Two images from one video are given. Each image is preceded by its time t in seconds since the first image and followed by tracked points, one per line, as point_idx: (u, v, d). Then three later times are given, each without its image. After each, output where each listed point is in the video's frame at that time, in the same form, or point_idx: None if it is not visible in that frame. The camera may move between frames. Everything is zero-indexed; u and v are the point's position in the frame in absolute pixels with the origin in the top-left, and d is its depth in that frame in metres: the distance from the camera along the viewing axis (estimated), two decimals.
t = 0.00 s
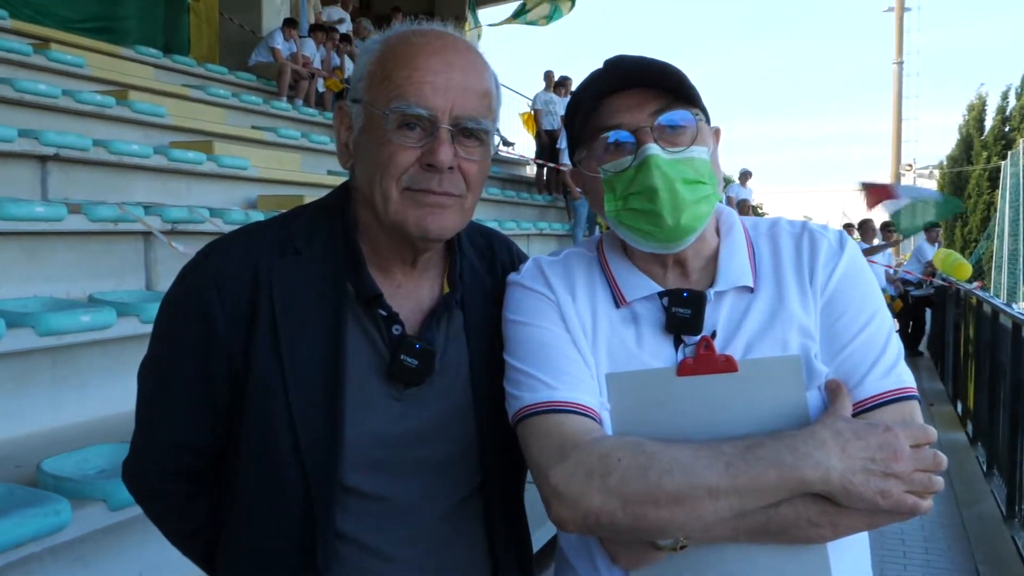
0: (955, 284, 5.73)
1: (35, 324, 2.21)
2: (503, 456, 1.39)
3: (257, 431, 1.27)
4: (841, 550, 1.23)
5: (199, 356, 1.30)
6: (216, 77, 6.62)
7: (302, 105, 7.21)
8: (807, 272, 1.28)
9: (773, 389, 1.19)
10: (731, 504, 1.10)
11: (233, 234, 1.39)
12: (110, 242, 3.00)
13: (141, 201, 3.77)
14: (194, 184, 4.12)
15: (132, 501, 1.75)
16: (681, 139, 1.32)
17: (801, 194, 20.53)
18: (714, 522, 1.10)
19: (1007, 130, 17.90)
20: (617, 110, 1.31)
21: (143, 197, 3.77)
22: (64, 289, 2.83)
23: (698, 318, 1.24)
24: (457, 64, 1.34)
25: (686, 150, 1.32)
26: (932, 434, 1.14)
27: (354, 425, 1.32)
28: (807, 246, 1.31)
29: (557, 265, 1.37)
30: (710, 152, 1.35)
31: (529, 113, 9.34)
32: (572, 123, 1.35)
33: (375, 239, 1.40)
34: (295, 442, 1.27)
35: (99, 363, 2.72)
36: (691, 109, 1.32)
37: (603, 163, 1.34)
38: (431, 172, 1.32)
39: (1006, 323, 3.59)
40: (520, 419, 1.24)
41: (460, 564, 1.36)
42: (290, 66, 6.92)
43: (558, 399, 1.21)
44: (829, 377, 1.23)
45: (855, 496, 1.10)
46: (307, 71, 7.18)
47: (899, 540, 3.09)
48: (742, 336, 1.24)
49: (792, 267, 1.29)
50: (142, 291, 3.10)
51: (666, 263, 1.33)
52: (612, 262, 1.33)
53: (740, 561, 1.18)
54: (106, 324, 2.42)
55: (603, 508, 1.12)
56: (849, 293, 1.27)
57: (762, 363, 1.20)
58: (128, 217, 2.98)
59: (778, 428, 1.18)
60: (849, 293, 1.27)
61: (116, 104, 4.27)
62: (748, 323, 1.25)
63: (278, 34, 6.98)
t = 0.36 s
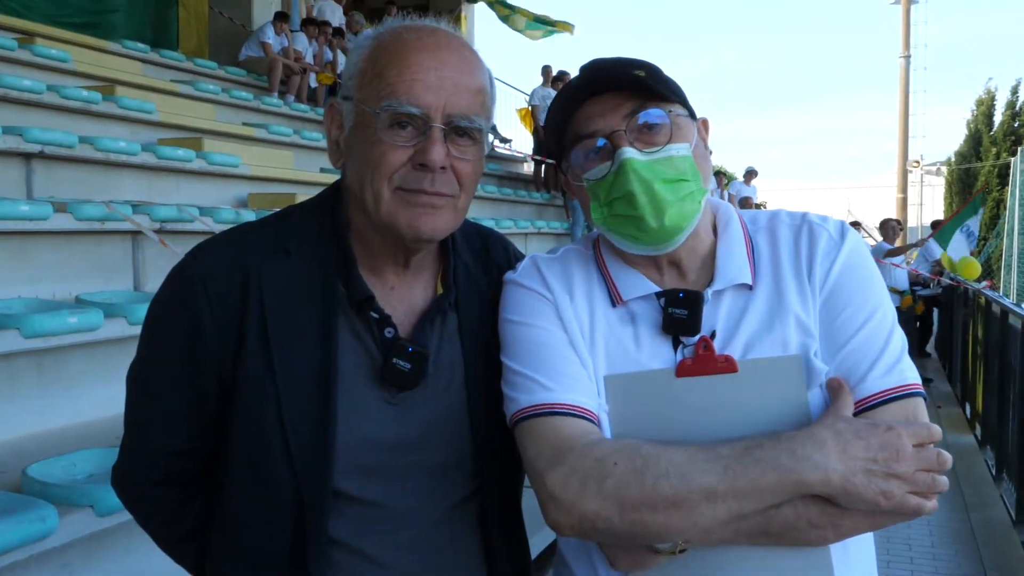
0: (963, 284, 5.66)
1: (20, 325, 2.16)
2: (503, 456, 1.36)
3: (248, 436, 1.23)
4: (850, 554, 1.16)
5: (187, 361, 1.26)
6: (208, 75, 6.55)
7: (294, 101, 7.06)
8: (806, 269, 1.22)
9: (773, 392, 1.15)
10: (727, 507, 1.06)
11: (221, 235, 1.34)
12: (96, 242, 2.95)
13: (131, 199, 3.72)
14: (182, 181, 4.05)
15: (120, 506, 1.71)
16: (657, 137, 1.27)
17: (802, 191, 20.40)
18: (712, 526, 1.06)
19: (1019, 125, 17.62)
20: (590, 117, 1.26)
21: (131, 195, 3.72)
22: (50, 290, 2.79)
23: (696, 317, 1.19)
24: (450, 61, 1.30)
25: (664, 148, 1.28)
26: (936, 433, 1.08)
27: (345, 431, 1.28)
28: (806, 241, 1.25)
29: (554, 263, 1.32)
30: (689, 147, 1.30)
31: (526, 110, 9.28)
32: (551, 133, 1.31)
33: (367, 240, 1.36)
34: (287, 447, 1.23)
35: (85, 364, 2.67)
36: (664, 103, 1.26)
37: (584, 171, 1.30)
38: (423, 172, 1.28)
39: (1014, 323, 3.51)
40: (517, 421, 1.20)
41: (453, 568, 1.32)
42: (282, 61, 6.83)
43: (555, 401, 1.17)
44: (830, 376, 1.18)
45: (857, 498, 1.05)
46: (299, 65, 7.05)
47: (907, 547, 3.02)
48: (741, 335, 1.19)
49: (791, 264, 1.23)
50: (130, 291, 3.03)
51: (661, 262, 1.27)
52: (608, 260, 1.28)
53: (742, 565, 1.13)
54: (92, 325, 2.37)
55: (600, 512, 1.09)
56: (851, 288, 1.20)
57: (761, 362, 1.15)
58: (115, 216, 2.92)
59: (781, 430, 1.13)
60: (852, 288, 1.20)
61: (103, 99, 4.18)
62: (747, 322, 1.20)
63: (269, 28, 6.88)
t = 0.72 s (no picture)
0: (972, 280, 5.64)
1: (8, 330, 2.12)
2: (501, 458, 1.32)
3: (242, 435, 1.20)
4: (848, 560, 1.14)
5: (180, 359, 1.22)
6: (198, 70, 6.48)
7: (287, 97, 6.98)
8: (804, 267, 1.18)
9: (770, 395, 1.12)
10: (721, 514, 1.03)
11: (213, 233, 1.31)
12: (87, 244, 2.92)
13: (119, 198, 3.67)
14: (174, 181, 4.00)
15: (111, 513, 1.68)
16: (652, 135, 1.24)
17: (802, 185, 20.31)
18: (705, 535, 1.04)
19: None
20: (585, 113, 1.23)
21: (120, 195, 3.67)
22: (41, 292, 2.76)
23: (690, 320, 1.15)
24: (449, 54, 1.27)
25: (659, 147, 1.25)
26: (934, 438, 1.06)
27: (342, 430, 1.24)
28: (804, 238, 1.21)
29: (547, 264, 1.28)
30: (685, 145, 1.27)
31: (525, 104, 9.21)
32: (543, 131, 1.27)
33: (363, 236, 1.33)
34: (282, 446, 1.20)
35: (75, 369, 2.63)
36: (659, 101, 1.23)
37: (577, 170, 1.27)
38: (422, 166, 1.25)
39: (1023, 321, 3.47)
40: (509, 427, 1.17)
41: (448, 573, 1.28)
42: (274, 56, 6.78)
43: (548, 406, 1.13)
44: (829, 379, 1.14)
45: (854, 505, 1.03)
46: (292, 61, 6.99)
47: (915, 549, 2.99)
48: (737, 337, 1.16)
49: (788, 263, 1.20)
50: (120, 293, 3.00)
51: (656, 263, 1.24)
52: (602, 261, 1.25)
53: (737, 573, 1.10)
54: (82, 329, 2.34)
55: (592, 520, 1.06)
56: (850, 287, 1.17)
57: (757, 366, 1.12)
58: (105, 217, 2.86)
59: (779, 435, 1.11)
60: (851, 287, 1.16)
61: (90, 97, 4.12)
62: (743, 324, 1.16)
63: (261, 23, 6.84)
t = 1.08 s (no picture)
0: (986, 277, 5.57)
1: None
2: (494, 459, 1.24)
3: (233, 439, 1.12)
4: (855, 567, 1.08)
5: (167, 356, 1.14)
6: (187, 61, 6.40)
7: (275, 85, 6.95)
8: (803, 264, 1.13)
9: (771, 396, 1.07)
10: (719, 521, 0.98)
11: (199, 229, 1.23)
12: (67, 239, 2.84)
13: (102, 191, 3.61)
14: (158, 172, 3.93)
15: (95, 519, 1.64)
16: (647, 129, 1.18)
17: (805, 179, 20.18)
18: (704, 541, 0.98)
19: None
20: (578, 105, 1.17)
21: (103, 188, 3.61)
22: (19, 289, 2.69)
23: (689, 319, 1.10)
24: (440, 41, 1.21)
25: (655, 141, 1.19)
26: (940, 440, 1.00)
27: (336, 429, 1.16)
28: (804, 234, 1.15)
29: (540, 262, 1.22)
30: (681, 138, 1.21)
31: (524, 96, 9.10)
32: (533, 123, 1.21)
33: (354, 229, 1.27)
34: (275, 450, 1.12)
35: (59, 368, 2.57)
36: (655, 92, 1.17)
37: (569, 165, 1.22)
38: (414, 156, 1.19)
39: None
40: (500, 431, 1.12)
41: None
42: (262, 44, 6.67)
43: (541, 408, 1.08)
44: (832, 380, 1.09)
45: (857, 510, 0.97)
46: (280, 49, 6.87)
47: (929, 554, 2.93)
48: (737, 336, 1.10)
49: (789, 259, 1.14)
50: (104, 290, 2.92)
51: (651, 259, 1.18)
52: (596, 258, 1.19)
53: None
54: (64, 326, 2.28)
55: (587, 526, 1.00)
56: (853, 283, 1.11)
57: (758, 367, 1.07)
58: (86, 211, 2.84)
59: (781, 438, 1.06)
60: (853, 284, 1.11)
61: (72, 86, 4.04)
62: (743, 323, 1.10)
63: (247, 9, 6.73)
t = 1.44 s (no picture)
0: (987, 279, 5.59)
1: None
2: (494, 463, 1.24)
3: (234, 442, 1.12)
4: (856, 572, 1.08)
5: (170, 358, 1.14)
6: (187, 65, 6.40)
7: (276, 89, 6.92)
8: (802, 269, 1.13)
9: (770, 402, 1.07)
10: (719, 527, 0.98)
11: (202, 233, 1.24)
12: (69, 243, 2.85)
13: (103, 195, 3.62)
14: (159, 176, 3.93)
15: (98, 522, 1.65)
16: (643, 134, 1.18)
17: (806, 181, 20.17)
18: (704, 547, 0.98)
19: None
20: (576, 110, 1.17)
21: (104, 192, 3.61)
22: (21, 293, 2.70)
23: (687, 325, 1.10)
24: (439, 44, 1.22)
25: (651, 147, 1.19)
26: (940, 446, 1.00)
27: (336, 431, 1.17)
28: (802, 239, 1.16)
29: (539, 269, 1.22)
30: (677, 146, 1.21)
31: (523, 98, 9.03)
32: (531, 129, 1.21)
33: (354, 229, 1.26)
34: (276, 453, 1.12)
35: (61, 373, 2.57)
36: (650, 98, 1.17)
37: (566, 172, 1.21)
38: (414, 154, 1.20)
39: None
40: (500, 437, 1.12)
41: None
42: (262, 48, 6.67)
43: (540, 415, 1.08)
44: (830, 386, 1.09)
45: (858, 516, 0.97)
46: (281, 52, 6.89)
47: (929, 558, 2.93)
48: (735, 342, 1.10)
49: (787, 264, 1.14)
50: (105, 293, 2.93)
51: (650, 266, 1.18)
52: (594, 266, 1.19)
53: None
54: (67, 330, 2.29)
55: (587, 532, 1.00)
56: (850, 288, 1.11)
57: (757, 372, 1.08)
58: (90, 215, 2.83)
59: (780, 444, 1.06)
60: (851, 288, 1.11)
61: (74, 90, 4.05)
62: (742, 329, 1.11)
63: (249, 13, 6.74)
